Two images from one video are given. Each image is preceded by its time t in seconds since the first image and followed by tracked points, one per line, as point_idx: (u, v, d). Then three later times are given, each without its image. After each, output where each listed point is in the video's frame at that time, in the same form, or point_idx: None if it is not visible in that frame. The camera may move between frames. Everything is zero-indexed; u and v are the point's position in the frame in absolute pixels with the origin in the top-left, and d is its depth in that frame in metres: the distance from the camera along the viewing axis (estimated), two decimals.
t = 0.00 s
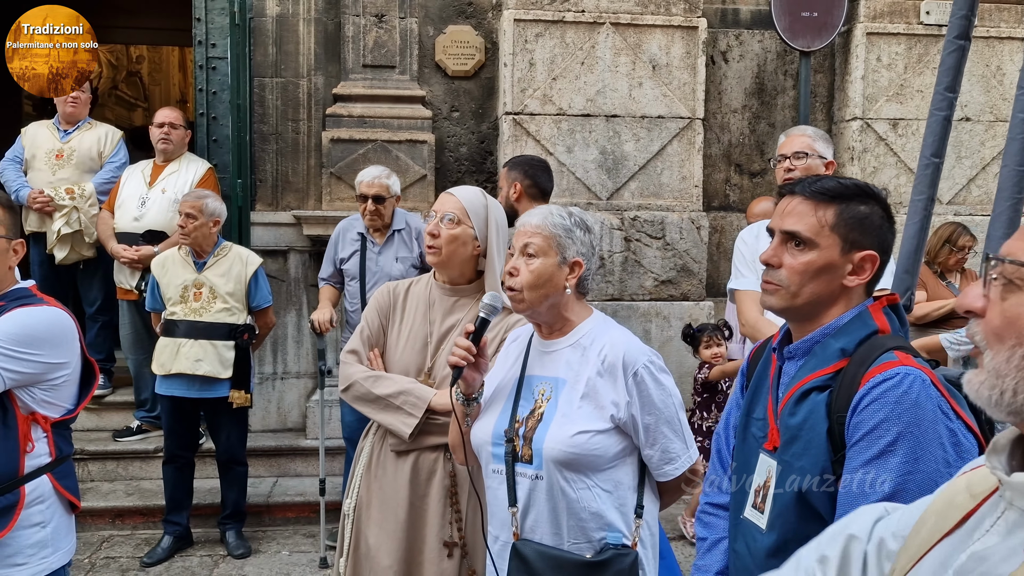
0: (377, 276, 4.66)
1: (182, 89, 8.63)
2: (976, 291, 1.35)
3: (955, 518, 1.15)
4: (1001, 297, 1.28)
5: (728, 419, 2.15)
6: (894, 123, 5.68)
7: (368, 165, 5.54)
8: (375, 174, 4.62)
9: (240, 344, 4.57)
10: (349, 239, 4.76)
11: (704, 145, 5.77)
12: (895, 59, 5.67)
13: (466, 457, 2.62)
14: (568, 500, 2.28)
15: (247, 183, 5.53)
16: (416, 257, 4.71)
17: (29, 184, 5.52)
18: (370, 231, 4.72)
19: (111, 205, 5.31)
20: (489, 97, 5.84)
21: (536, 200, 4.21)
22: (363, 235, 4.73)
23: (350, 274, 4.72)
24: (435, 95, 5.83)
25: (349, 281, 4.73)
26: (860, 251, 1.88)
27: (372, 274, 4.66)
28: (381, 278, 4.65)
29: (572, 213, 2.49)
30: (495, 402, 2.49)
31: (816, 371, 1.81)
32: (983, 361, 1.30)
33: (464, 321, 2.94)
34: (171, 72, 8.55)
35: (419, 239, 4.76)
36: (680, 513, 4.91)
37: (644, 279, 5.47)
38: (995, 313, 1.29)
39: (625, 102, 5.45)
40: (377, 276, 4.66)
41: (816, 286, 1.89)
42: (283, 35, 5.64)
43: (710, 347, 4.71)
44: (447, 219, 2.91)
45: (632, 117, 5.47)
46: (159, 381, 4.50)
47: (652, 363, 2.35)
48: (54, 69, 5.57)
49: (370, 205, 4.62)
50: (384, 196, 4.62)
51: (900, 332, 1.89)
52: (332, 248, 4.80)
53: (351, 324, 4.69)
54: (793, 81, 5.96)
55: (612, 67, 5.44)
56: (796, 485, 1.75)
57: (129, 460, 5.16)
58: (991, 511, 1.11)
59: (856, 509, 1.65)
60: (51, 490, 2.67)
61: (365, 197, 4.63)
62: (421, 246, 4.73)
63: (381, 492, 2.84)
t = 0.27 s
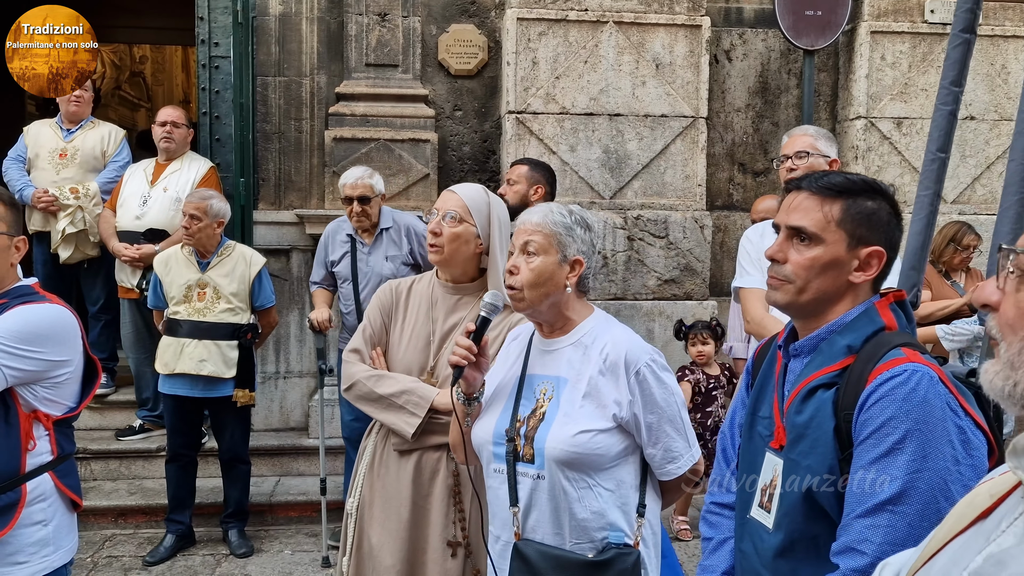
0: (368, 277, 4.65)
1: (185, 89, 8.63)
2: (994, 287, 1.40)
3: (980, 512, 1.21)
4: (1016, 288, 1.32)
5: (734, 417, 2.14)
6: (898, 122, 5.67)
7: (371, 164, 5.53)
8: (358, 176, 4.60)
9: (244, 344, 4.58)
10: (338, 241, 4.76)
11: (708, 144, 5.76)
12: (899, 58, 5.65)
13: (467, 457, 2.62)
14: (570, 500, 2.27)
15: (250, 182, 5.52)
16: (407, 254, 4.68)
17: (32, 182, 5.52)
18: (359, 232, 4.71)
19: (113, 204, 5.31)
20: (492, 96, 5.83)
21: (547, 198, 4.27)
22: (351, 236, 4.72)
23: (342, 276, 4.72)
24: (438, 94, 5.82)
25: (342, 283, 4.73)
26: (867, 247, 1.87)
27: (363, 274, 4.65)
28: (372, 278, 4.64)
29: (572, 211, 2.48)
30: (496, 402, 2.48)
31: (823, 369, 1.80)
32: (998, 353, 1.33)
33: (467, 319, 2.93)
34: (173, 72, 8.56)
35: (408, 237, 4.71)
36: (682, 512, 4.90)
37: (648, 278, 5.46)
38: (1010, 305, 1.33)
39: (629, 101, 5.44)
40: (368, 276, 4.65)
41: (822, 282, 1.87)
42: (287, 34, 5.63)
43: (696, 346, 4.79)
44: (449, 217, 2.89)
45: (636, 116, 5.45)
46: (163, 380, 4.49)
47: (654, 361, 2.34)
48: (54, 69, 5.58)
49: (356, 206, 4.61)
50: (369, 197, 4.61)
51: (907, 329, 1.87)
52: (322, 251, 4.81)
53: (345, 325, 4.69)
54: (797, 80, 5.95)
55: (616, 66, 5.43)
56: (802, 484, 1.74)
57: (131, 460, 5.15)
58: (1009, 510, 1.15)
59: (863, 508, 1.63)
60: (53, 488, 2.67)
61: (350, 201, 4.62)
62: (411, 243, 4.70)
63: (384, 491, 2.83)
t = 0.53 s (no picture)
0: (362, 279, 4.64)
1: (189, 89, 8.65)
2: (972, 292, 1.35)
3: (978, 513, 1.20)
4: (999, 295, 1.27)
5: (735, 417, 2.13)
6: (902, 121, 5.65)
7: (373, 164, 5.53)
8: (344, 184, 4.53)
9: (246, 343, 4.58)
10: (331, 245, 4.77)
11: (711, 143, 5.75)
12: (903, 57, 5.64)
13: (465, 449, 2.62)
14: (570, 498, 2.27)
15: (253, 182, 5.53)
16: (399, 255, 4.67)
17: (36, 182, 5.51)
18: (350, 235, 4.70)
19: (117, 203, 5.31)
20: (495, 96, 5.83)
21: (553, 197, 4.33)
22: (343, 239, 4.72)
23: (336, 279, 4.72)
24: (441, 93, 5.82)
25: (336, 286, 4.74)
26: (868, 245, 1.86)
27: (357, 277, 4.65)
28: (365, 280, 4.63)
29: (578, 209, 2.48)
30: (497, 400, 2.48)
31: (824, 367, 1.79)
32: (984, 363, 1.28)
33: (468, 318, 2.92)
34: (177, 72, 8.57)
35: (400, 237, 4.69)
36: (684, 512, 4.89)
37: (650, 278, 5.45)
38: (992, 312, 1.28)
39: (631, 100, 5.44)
40: (361, 279, 4.64)
41: (823, 280, 1.87)
42: (289, 33, 5.63)
43: (694, 346, 4.79)
44: (450, 217, 2.89)
45: (639, 115, 5.45)
46: (165, 379, 4.49)
47: (656, 359, 2.34)
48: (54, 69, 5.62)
49: (345, 214, 4.57)
50: (357, 204, 4.56)
51: (909, 327, 1.86)
52: (316, 254, 4.82)
53: (343, 327, 4.70)
54: (800, 80, 5.94)
55: (618, 65, 5.42)
56: (803, 482, 1.73)
57: (134, 459, 5.16)
58: (1005, 512, 1.14)
59: (864, 507, 1.63)
60: (55, 487, 2.67)
61: (339, 209, 4.58)
62: (402, 244, 4.68)
63: (386, 490, 2.83)
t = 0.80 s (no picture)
0: (362, 281, 4.64)
1: (191, 89, 8.68)
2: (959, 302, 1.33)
3: (971, 512, 1.20)
4: (984, 302, 1.26)
5: (734, 417, 2.13)
6: (904, 121, 5.64)
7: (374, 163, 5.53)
8: (339, 197, 4.48)
9: (247, 341, 4.58)
10: (327, 247, 4.75)
11: (712, 143, 5.75)
12: (905, 56, 5.63)
13: (468, 452, 2.63)
14: (571, 498, 2.26)
15: (254, 181, 5.50)
16: (396, 255, 4.68)
17: (38, 181, 5.51)
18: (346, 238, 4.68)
19: (118, 202, 5.32)
20: (497, 95, 5.83)
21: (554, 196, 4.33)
22: (340, 242, 4.70)
23: (335, 282, 4.71)
24: (442, 93, 5.82)
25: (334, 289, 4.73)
26: (868, 246, 1.86)
27: (356, 278, 4.65)
28: (365, 281, 4.63)
29: (579, 210, 2.48)
30: (497, 400, 2.48)
31: (824, 366, 1.79)
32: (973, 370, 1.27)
33: (469, 318, 2.92)
34: (179, 71, 8.61)
35: (398, 236, 4.72)
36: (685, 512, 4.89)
37: (652, 278, 5.45)
38: (977, 319, 1.27)
39: (633, 99, 5.43)
40: (361, 280, 4.64)
41: (822, 282, 1.87)
42: (291, 33, 5.63)
43: (702, 345, 4.77)
44: (449, 217, 2.88)
45: (640, 115, 5.45)
46: (166, 378, 4.49)
47: (657, 359, 2.33)
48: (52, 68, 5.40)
49: (343, 224, 4.55)
50: (354, 214, 4.53)
51: (909, 328, 1.86)
52: (311, 257, 4.80)
53: (343, 327, 4.71)
54: (802, 79, 5.93)
55: (620, 65, 5.42)
56: (803, 482, 1.73)
57: (136, 458, 5.17)
58: (996, 511, 1.15)
59: (864, 507, 1.62)
60: (56, 486, 2.67)
61: (336, 221, 4.55)
62: (399, 243, 4.70)
63: (386, 489, 2.83)
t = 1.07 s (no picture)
0: (369, 278, 4.64)
1: (192, 88, 8.67)
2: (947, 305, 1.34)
3: (956, 513, 1.24)
4: (965, 307, 1.27)
5: (734, 416, 2.12)
6: (906, 119, 5.63)
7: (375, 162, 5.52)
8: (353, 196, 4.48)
9: (246, 341, 4.56)
10: (336, 242, 4.76)
11: (714, 141, 5.73)
12: (907, 54, 5.61)
13: (468, 451, 2.62)
14: (572, 498, 2.26)
15: (255, 179, 5.54)
16: (407, 253, 4.65)
17: (37, 179, 5.52)
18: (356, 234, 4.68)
19: (119, 201, 5.32)
20: (497, 93, 5.82)
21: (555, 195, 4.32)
22: (349, 237, 4.70)
23: (342, 277, 4.72)
24: (443, 91, 5.80)
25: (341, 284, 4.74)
26: (871, 245, 1.85)
27: (364, 275, 4.64)
28: (373, 279, 4.63)
29: (581, 208, 2.48)
30: (497, 399, 2.47)
31: (824, 365, 1.78)
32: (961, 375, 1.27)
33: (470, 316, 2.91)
34: (181, 70, 8.55)
35: (408, 235, 4.68)
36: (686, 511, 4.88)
37: (653, 277, 5.43)
38: (961, 323, 1.27)
39: (634, 98, 5.42)
40: (369, 277, 4.64)
41: (825, 279, 1.86)
42: (292, 31, 5.62)
43: (705, 343, 4.76)
44: (450, 216, 2.87)
45: (642, 113, 5.43)
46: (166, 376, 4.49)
47: (659, 358, 2.32)
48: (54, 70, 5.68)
49: (355, 223, 4.57)
50: (366, 214, 4.54)
51: (910, 327, 1.85)
52: (320, 251, 4.81)
53: (348, 324, 4.71)
54: (804, 77, 5.92)
55: (621, 63, 5.41)
56: (803, 482, 1.72)
57: (137, 457, 5.17)
58: (980, 511, 1.19)
59: (865, 506, 1.62)
60: (55, 485, 2.67)
61: (349, 218, 4.56)
62: (410, 242, 4.66)
63: (387, 488, 2.82)
